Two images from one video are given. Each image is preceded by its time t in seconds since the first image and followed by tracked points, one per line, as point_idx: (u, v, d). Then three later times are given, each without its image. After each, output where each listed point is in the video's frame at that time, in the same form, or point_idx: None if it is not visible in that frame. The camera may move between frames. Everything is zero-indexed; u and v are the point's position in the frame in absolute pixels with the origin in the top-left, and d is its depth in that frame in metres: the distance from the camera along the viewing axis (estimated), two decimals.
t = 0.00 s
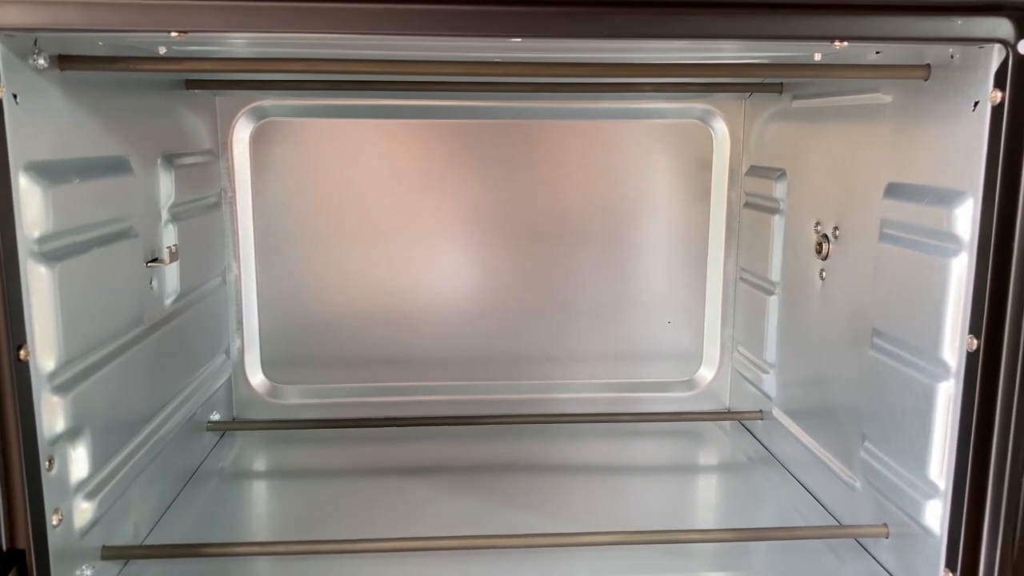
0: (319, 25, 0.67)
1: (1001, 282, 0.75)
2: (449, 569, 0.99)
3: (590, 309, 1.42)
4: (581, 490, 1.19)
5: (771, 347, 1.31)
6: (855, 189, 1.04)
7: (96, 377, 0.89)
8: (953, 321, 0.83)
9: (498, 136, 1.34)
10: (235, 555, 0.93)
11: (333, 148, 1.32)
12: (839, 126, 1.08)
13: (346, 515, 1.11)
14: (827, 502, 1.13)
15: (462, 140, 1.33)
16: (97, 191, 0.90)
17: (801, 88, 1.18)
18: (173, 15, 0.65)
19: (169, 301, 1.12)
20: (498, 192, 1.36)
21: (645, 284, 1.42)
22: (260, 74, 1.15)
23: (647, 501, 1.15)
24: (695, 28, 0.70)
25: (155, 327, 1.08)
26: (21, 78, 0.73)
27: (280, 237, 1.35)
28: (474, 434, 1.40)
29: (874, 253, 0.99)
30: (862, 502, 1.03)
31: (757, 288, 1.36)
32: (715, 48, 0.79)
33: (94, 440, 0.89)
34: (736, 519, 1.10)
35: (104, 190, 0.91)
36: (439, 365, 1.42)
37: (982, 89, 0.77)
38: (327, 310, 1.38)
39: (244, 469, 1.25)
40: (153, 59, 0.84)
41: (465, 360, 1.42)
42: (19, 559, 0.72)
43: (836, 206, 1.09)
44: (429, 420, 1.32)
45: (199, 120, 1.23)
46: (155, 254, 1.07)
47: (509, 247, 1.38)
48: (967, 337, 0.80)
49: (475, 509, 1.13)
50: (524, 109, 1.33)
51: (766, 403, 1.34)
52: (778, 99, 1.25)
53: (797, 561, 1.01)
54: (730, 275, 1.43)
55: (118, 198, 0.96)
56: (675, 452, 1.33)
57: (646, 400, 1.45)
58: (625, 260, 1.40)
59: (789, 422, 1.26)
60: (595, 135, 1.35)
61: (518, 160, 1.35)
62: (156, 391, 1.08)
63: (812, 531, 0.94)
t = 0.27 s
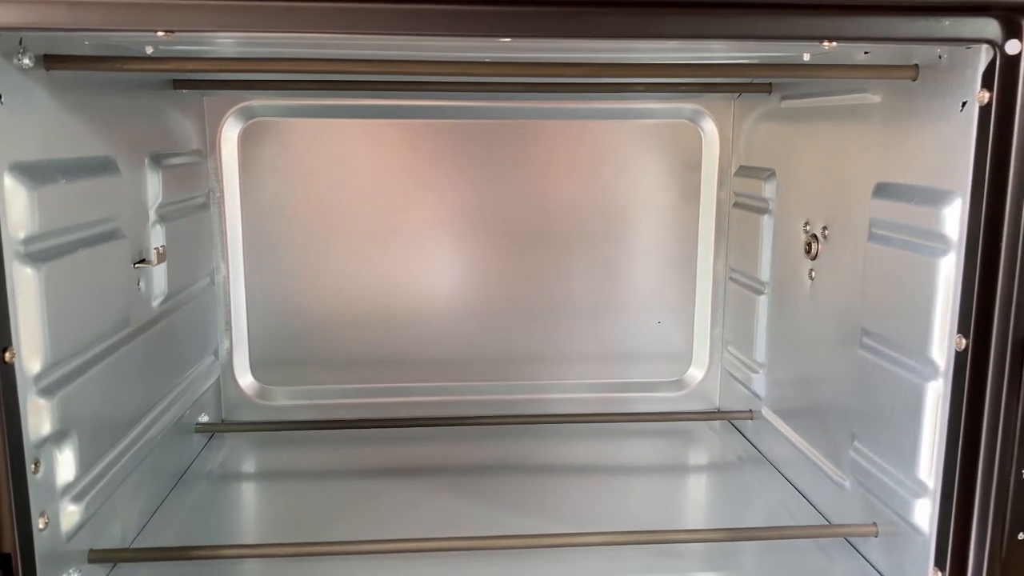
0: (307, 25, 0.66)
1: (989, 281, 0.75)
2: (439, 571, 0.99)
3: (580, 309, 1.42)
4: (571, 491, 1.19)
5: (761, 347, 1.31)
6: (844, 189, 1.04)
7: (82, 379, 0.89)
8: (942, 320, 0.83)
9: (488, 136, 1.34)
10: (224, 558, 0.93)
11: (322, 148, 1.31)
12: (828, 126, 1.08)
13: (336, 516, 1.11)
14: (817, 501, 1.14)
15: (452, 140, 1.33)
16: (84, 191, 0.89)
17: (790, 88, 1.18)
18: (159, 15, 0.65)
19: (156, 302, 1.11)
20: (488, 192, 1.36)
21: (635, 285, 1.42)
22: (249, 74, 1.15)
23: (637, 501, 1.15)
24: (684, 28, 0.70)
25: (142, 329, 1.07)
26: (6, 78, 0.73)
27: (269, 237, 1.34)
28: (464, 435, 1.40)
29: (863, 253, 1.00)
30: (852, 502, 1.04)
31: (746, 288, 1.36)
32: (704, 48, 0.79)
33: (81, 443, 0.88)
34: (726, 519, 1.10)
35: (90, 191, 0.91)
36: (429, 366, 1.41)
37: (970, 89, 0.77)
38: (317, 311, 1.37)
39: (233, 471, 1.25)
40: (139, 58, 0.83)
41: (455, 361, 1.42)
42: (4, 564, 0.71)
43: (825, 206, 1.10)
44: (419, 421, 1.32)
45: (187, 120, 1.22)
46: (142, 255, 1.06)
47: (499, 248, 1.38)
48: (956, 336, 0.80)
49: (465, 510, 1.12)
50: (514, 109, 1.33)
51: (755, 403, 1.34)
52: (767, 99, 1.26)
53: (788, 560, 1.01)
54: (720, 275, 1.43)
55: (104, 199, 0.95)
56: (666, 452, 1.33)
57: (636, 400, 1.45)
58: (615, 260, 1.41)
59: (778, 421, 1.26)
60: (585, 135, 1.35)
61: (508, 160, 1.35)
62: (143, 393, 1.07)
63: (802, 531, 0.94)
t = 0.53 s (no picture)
0: (295, 25, 0.66)
1: (977, 280, 0.76)
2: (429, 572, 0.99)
3: (570, 310, 1.42)
4: (562, 491, 1.19)
5: (750, 347, 1.31)
6: (833, 189, 1.05)
7: (69, 381, 0.88)
8: (930, 320, 0.83)
9: (477, 136, 1.33)
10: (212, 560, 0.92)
11: (311, 148, 1.31)
12: (817, 126, 1.08)
13: (326, 518, 1.10)
14: (806, 500, 1.14)
15: (442, 140, 1.33)
16: (70, 192, 0.88)
17: (779, 88, 1.19)
18: (144, 14, 0.64)
19: (143, 303, 1.10)
20: (477, 192, 1.36)
21: (624, 285, 1.42)
22: (237, 74, 1.14)
23: (628, 501, 1.15)
24: (674, 28, 0.70)
25: (130, 331, 1.06)
26: None
27: (257, 238, 1.34)
28: (454, 436, 1.40)
29: (852, 253, 1.00)
30: (841, 500, 1.04)
31: (735, 288, 1.36)
32: (693, 48, 0.79)
33: (67, 445, 0.87)
34: (716, 518, 1.10)
35: (76, 191, 0.90)
36: (419, 366, 1.41)
37: (958, 89, 0.78)
38: (306, 312, 1.36)
39: (222, 473, 1.24)
40: (126, 57, 0.83)
41: (444, 361, 1.41)
42: None
43: (813, 206, 1.10)
44: (409, 421, 1.32)
45: (174, 119, 1.22)
46: (129, 256, 1.05)
47: (489, 248, 1.38)
48: (945, 335, 0.80)
49: (455, 511, 1.12)
50: (504, 109, 1.33)
51: (745, 402, 1.34)
52: (756, 99, 1.26)
53: (778, 559, 1.02)
54: (709, 275, 1.43)
55: (91, 200, 0.94)
56: (656, 452, 1.33)
57: (626, 400, 1.45)
58: (605, 260, 1.41)
59: (768, 420, 1.26)
60: (574, 135, 1.35)
61: (498, 160, 1.35)
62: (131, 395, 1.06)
63: (792, 530, 0.94)
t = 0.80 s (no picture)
0: (283, 25, 0.66)
1: (965, 279, 0.76)
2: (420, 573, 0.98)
3: (561, 309, 1.42)
4: (552, 491, 1.19)
5: (740, 347, 1.31)
6: (822, 189, 1.05)
7: (57, 383, 0.87)
8: (919, 319, 0.84)
9: (467, 136, 1.33)
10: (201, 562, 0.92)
11: (300, 148, 1.30)
12: (806, 126, 1.09)
13: (316, 519, 1.10)
14: (796, 499, 1.15)
15: (431, 140, 1.33)
16: (57, 192, 0.88)
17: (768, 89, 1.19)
18: (130, 13, 0.64)
19: (132, 304, 1.10)
20: (467, 193, 1.36)
21: (614, 285, 1.42)
22: (225, 74, 1.14)
23: (619, 501, 1.15)
24: (663, 28, 0.70)
25: (118, 332, 1.05)
26: None
27: (246, 238, 1.33)
28: (444, 436, 1.40)
29: (841, 252, 1.01)
30: (831, 499, 1.04)
31: (725, 287, 1.37)
32: (682, 48, 0.79)
33: (54, 448, 0.87)
34: (707, 518, 1.11)
35: (63, 192, 0.89)
36: (409, 367, 1.41)
37: (946, 90, 0.78)
38: (295, 313, 1.36)
39: (211, 475, 1.23)
40: (112, 57, 0.82)
41: (435, 362, 1.41)
42: None
43: (803, 206, 1.10)
44: (399, 422, 1.31)
45: (162, 119, 1.21)
46: (117, 257, 1.05)
47: (479, 248, 1.38)
48: (933, 335, 0.81)
49: (445, 512, 1.12)
50: (494, 109, 1.32)
51: (735, 401, 1.35)
52: (745, 99, 1.26)
53: (768, 559, 1.02)
54: (699, 275, 1.43)
55: (78, 200, 0.93)
56: (646, 451, 1.33)
57: (616, 400, 1.45)
58: (595, 260, 1.41)
59: (758, 420, 1.27)
60: (564, 135, 1.35)
61: (488, 160, 1.34)
62: (119, 397, 1.06)
63: (782, 530, 0.95)
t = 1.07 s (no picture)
0: (273, 24, 0.65)
1: (955, 279, 0.76)
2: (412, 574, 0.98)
3: (552, 310, 1.42)
4: (545, 491, 1.19)
5: (732, 346, 1.32)
6: (813, 189, 1.05)
7: (46, 385, 0.87)
8: (909, 319, 0.84)
9: (459, 137, 1.33)
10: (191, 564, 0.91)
11: (291, 149, 1.30)
12: (797, 127, 1.09)
13: (307, 520, 1.09)
14: (787, 499, 1.15)
15: (423, 140, 1.32)
16: (45, 193, 0.87)
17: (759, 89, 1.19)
18: (119, 12, 0.63)
19: (121, 305, 1.09)
20: (459, 193, 1.35)
21: (606, 285, 1.42)
22: (215, 73, 1.13)
23: (611, 501, 1.15)
24: (654, 28, 0.70)
25: (107, 333, 1.05)
26: None
27: (237, 239, 1.32)
28: (437, 437, 1.39)
29: (832, 252, 1.01)
30: (822, 499, 1.05)
31: (716, 287, 1.37)
32: (674, 48, 0.79)
33: (43, 450, 0.86)
34: (699, 518, 1.11)
35: (52, 192, 0.89)
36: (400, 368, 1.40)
37: (936, 90, 0.78)
38: (286, 314, 1.35)
39: (202, 476, 1.23)
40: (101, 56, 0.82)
41: (427, 362, 1.41)
42: None
43: (794, 206, 1.11)
44: (391, 423, 1.31)
45: (152, 119, 1.20)
46: (106, 258, 1.04)
47: (471, 249, 1.38)
48: (923, 334, 0.81)
49: (437, 513, 1.12)
50: (485, 109, 1.32)
51: (727, 401, 1.35)
52: (737, 100, 1.27)
53: (760, 558, 1.02)
54: (691, 276, 1.44)
55: (67, 200, 0.93)
56: (638, 451, 1.33)
57: (608, 400, 1.45)
58: (587, 261, 1.41)
59: (749, 419, 1.27)
60: (556, 135, 1.35)
61: (479, 160, 1.34)
62: (109, 398, 1.05)
63: (774, 529, 0.95)
